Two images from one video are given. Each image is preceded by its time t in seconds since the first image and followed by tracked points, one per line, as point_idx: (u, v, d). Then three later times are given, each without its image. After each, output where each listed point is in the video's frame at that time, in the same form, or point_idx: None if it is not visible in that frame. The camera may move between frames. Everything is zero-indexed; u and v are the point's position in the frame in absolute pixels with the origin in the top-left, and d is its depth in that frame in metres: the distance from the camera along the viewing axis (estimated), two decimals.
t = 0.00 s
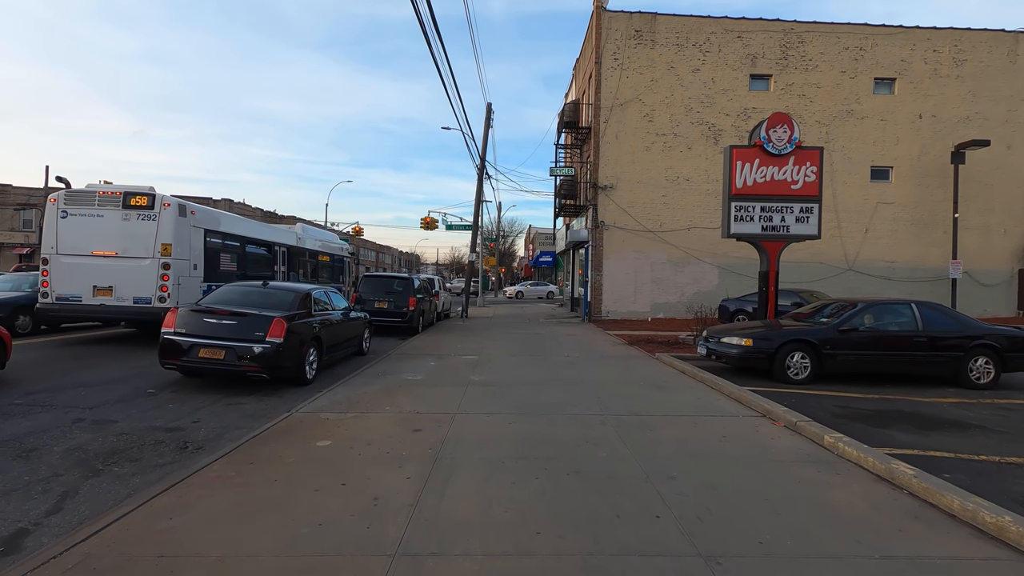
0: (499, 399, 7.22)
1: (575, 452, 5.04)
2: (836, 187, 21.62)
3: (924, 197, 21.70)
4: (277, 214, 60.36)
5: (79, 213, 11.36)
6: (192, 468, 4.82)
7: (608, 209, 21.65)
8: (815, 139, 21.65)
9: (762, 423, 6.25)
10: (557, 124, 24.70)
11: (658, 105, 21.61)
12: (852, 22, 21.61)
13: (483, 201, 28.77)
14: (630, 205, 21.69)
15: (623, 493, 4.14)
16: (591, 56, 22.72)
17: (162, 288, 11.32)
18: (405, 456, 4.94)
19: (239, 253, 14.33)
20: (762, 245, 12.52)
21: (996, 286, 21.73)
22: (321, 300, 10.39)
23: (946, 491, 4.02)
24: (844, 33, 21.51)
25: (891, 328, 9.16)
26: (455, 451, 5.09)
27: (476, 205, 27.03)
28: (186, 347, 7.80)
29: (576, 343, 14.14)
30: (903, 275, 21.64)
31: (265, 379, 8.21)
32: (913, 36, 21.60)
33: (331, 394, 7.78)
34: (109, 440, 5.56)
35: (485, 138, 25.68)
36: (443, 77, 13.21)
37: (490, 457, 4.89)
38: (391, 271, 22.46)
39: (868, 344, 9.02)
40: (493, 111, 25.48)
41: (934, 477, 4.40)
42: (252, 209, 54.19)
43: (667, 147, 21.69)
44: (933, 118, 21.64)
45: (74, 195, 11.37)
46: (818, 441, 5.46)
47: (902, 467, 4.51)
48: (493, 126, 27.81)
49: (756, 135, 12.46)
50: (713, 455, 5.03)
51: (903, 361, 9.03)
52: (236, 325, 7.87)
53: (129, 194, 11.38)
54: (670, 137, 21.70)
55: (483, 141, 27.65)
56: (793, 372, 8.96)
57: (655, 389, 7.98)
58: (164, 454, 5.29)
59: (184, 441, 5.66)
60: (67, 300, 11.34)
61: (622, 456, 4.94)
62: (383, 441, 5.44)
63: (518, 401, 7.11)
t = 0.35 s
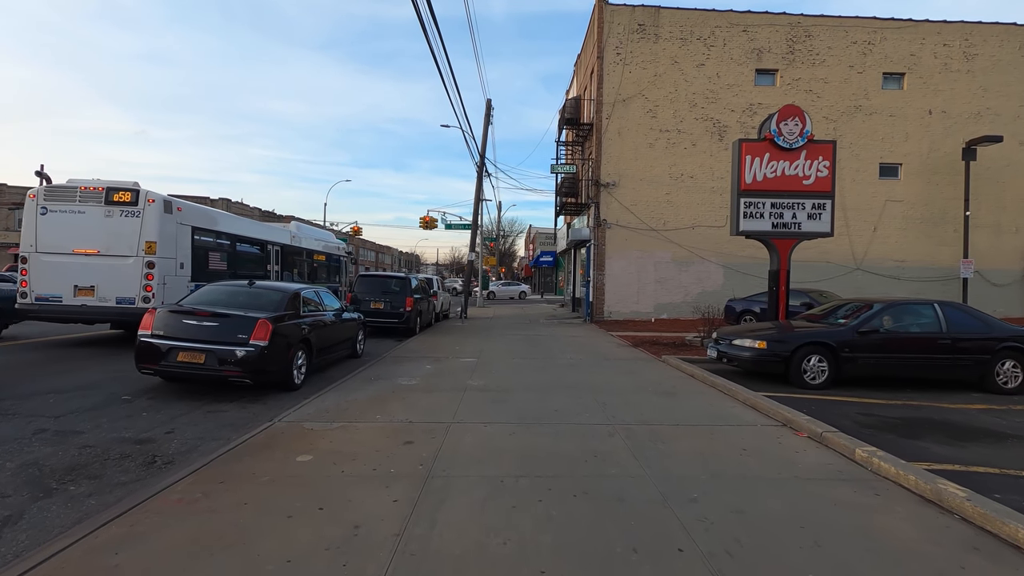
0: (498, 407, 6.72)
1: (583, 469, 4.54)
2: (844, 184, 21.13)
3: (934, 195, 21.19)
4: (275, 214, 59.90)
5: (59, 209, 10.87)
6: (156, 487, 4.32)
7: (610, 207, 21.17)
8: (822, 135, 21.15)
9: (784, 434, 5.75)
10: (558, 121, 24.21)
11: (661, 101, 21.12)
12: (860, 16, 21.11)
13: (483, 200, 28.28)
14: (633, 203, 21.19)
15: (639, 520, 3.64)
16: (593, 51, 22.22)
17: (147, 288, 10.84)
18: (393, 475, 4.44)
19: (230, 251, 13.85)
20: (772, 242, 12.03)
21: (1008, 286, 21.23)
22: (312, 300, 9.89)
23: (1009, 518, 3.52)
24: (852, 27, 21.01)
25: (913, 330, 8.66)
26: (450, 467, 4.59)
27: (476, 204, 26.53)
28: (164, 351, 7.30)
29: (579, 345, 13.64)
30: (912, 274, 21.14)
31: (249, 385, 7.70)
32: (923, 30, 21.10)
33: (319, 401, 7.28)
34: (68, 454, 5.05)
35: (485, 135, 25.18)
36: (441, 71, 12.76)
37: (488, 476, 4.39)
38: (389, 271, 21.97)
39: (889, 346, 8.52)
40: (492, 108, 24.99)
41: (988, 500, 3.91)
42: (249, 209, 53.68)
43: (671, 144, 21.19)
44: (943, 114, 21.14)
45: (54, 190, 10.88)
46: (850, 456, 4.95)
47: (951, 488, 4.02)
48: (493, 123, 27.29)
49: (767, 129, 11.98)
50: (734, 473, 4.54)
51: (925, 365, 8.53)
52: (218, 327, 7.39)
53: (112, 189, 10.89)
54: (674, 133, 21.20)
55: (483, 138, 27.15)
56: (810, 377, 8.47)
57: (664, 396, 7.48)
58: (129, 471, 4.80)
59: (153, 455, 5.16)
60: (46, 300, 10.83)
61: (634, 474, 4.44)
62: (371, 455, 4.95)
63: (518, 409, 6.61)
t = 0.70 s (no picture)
0: (496, 419, 6.21)
1: (594, 496, 4.01)
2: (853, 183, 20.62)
3: (945, 194, 20.68)
4: (273, 214, 59.32)
5: (37, 206, 10.37)
6: (108, 516, 3.81)
7: (613, 206, 20.65)
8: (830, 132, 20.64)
9: (811, 452, 5.23)
10: (559, 118, 23.70)
11: (665, 97, 20.61)
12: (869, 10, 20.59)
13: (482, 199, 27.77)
14: (636, 202, 20.68)
15: (660, 561, 3.13)
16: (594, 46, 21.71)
17: (128, 289, 10.32)
18: (378, 501, 3.93)
19: (219, 251, 13.34)
20: (784, 242, 11.52)
21: (1020, 287, 20.72)
22: (301, 302, 9.38)
23: None
24: (861, 21, 20.48)
25: (937, 334, 8.15)
26: (442, 493, 4.08)
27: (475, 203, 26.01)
28: (137, 357, 6.78)
29: (581, 348, 13.12)
30: (922, 275, 20.64)
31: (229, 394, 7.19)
32: (933, 24, 20.59)
33: (304, 411, 6.76)
34: (18, 475, 4.54)
35: (485, 133, 24.66)
36: (438, 65, 12.33)
37: (485, 503, 3.88)
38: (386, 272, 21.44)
39: (912, 352, 8.00)
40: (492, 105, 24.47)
41: None
42: (245, 208, 53.31)
43: (675, 141, 20.68)
44: (954, 110, 20.63)
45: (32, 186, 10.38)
46: (889, 479, 4.45)
47: (1014, 520, 3.52)
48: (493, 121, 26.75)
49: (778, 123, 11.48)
50: (762, 500, 4.02)
51: (951, 372, 8.02)
52: (196, 332, 6.89)
53: (92, 185, 10.38)
54: (678, 130, 20.69)
55: (482, 136, 26.64)
56: (829, 384, 7.94)
57: (675, 406, 6.97)
58: (83, 495, 4.29)
59: (113, 476, 4.64)
60: (23, 302, 10.30)
61: (650, 502, 3.92)
62: (354, 476, 4.43)
63: (518, 421, 6.10)
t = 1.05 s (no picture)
0: (495, 432, 5.68)
1: (608, 530, 3.49)
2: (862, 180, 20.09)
3: (957, 191, 20.15)
4: (270, 213, 58.74)
5: (12, 201, 9.85)
6: (44, 553, 3.29)
7: (616, 204, 20.13)
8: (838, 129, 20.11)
9: (845, 471, 4.71)
10: (561, 114, 23.16)
11: (670, 92, 20.09)
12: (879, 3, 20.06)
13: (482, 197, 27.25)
14: (640, 200, 20.16)
15: None
16: (597, 40, 21.18)
17: (108, 289, 9.80)
18: (359, 535, 3.41)
19: (207, 249, 12.82)
20: (797, 240, 10.99)
21: None
22: (290, 303, 8.85)
23: None
24: (871, 15, 19.94)
25: (966, 338, 7.64)
26: (433, 525, 3.55)
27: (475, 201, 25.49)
28: (106, 364, 6.26)
29: (585, 351, 12.59)
30: (933, 275, 20.11)
31: (208, 403, 6.66)
32: (945, 17, 20.06)
33: (286, 421, 6.23)
34: None
35: (485, 130, 24.13)
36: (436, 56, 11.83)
37: (483, 539, 3.35)
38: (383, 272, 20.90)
39: (941, 357, 7.48)
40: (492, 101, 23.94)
41: None
42: (242, 207, 52.74)
43: (680, 137, 20.15)
44: (966, 106, 20.11)
45: (7, 181, 9.86)
46: (941, 506, 3.92)
47: None
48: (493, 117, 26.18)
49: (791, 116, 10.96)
50: (801, 534, 3.50)
51: (981, 378, 7.50)
52: (170, 335, 6.36)
53: (70, 180, 9.86)
54: (682, 126, 20.16)
55: (482, 133, 26.10)
56: (852, 392, 7.42)
57: (690, 417, 6.42)
58: (25, 524, 3.76)
59: (62, 501, 4.11)
60: None
61: (674, 538, 3.38)
62: (335, 502, 3.92)
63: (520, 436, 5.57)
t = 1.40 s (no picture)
0: (490, 446, 5.15)
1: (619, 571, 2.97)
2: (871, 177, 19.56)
3: (968, 188, 19.62)
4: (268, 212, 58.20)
5: None
6: None
7: (618, 201, 19.60)
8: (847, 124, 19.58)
9: (883, 493, 4.18)
10: (561, 110, 22.64)
11: (673, 86, 19.56)
12: None
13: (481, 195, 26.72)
14: (643, 197, 19.64)
15: None
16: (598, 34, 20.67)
17: (83, 288, 9.26)
18: None
19: (192, 247, 12.29)
20: (810, 237, 10.47)
21: None
22: (275, 303, 8.33)
23: None
24: (880, 7, 19.41)
25: (997, 341, 7.12)
26: (415, 563, 3.03)
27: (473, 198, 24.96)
28: (66, 370, 5.73)
29: (587, 353, 12.06)
30: (944, 275, 19.59)
31: (179, 412, 6.14)
32: (956, 10, 19.54)
33: (262, 432, 5.70)
34: None
35: (484, 125, 23.59)
36: (432, 45, 11.34)
37: None
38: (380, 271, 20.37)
39: (970, 361, 6.96)
40: (491, 96, 23.39)
41: None
42: (240, 206, 52.22)
43: (683, 133, 19.62)
44: (978, 101, 19.59)
45: None
46: (1002, 537, 3.41)
47: None
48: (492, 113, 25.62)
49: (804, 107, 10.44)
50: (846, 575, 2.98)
51: (1014, 384, 6.98)
52: (136, 338, 5.84)
53: (43, 173, 9.33)
54: (686, 121, 19.63)
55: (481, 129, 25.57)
56: (876, 399, 6.90)
57: (703, 427, 5.89)
58: None
59: None
60: None
61: None
62: (303, 533, 3.39)
63: (517, 450, 5.04)
